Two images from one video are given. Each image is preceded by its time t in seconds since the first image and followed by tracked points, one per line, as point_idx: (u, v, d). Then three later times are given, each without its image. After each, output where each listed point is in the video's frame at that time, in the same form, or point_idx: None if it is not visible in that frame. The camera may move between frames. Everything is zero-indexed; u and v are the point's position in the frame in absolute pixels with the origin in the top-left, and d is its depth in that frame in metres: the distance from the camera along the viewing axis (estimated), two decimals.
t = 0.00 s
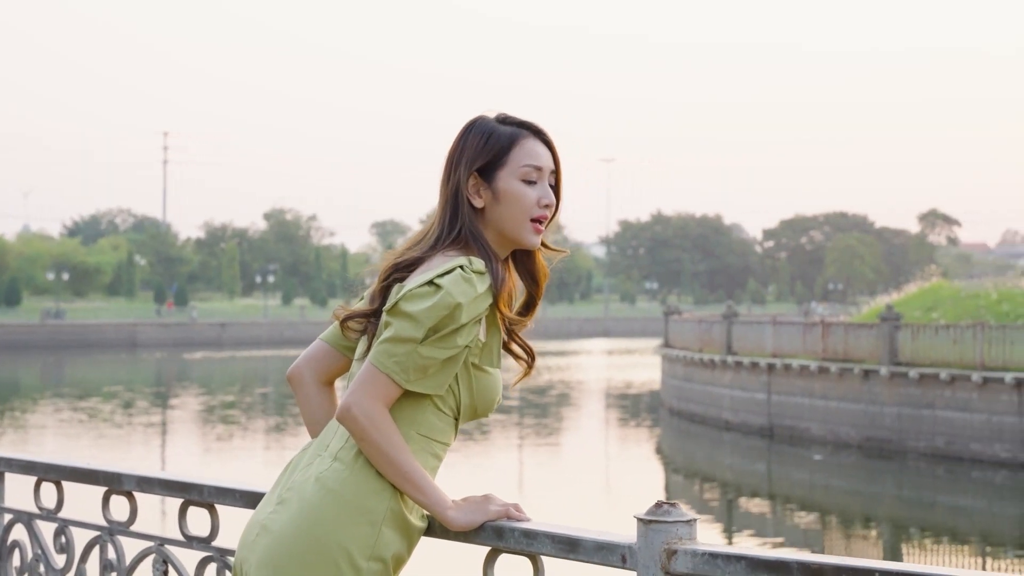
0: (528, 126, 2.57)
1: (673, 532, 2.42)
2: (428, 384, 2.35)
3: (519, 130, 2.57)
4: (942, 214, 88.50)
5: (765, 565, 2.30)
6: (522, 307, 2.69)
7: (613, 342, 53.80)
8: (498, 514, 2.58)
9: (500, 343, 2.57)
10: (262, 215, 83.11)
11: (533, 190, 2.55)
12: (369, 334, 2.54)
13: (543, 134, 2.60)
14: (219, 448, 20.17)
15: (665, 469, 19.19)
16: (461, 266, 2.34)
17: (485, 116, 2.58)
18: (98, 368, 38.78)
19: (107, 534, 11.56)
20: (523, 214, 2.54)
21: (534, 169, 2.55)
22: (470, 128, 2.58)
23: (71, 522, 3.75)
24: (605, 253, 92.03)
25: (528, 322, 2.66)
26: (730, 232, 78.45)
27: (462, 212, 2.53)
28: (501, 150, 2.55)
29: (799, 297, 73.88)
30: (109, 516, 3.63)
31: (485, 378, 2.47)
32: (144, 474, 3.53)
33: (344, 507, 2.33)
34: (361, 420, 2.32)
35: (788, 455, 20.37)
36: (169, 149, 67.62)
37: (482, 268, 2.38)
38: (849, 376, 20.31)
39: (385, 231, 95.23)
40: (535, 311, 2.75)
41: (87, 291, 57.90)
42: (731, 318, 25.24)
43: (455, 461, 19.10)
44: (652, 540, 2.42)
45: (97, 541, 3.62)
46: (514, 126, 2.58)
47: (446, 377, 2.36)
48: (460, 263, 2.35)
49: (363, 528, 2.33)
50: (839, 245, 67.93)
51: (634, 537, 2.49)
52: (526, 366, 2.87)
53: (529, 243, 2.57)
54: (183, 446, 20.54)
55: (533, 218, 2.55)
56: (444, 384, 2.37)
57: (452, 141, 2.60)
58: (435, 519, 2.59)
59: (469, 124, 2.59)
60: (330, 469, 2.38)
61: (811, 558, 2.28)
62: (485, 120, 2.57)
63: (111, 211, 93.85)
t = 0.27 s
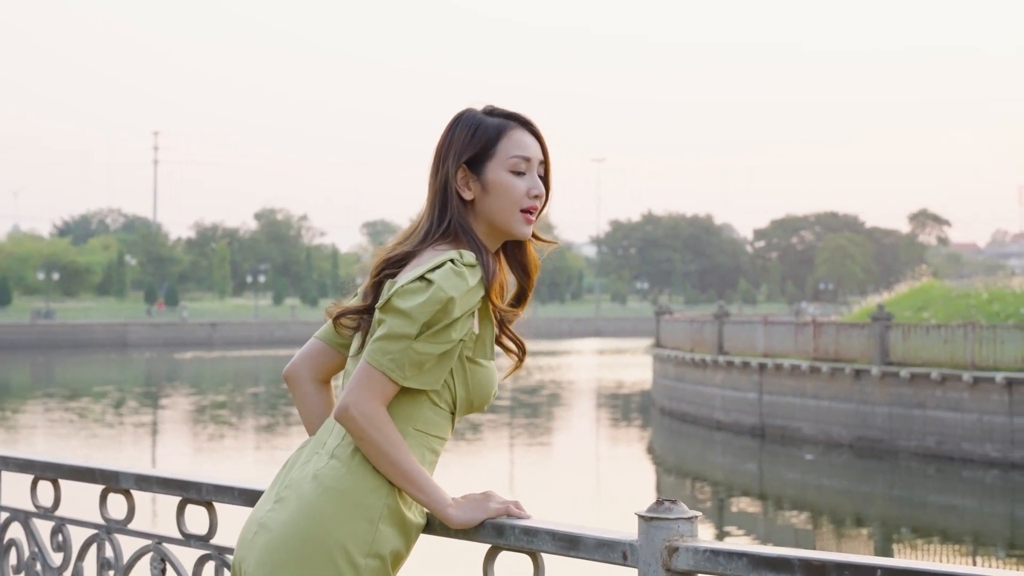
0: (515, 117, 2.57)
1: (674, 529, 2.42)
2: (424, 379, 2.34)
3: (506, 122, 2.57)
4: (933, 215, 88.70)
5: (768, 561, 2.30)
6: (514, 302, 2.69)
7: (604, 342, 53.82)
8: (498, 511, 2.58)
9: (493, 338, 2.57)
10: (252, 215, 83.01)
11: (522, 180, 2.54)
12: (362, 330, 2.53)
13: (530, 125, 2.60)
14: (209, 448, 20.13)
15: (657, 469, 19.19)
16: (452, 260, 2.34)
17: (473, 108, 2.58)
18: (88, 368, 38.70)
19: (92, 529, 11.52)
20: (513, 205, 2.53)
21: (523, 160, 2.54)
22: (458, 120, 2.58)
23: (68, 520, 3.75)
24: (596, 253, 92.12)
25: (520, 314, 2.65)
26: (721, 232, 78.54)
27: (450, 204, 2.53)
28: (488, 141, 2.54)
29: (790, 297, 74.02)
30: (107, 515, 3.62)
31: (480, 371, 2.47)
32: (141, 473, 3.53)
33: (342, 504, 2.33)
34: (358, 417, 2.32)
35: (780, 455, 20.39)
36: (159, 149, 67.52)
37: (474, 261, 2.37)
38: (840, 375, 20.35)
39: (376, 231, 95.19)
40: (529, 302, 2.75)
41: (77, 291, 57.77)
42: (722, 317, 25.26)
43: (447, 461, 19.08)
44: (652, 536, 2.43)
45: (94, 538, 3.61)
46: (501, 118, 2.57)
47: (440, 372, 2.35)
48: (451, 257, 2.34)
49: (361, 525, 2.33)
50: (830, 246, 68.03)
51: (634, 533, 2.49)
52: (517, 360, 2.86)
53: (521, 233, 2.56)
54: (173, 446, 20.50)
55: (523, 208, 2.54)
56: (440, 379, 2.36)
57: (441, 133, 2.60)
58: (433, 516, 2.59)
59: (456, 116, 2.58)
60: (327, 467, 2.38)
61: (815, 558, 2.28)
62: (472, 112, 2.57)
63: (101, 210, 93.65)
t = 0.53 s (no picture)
0: (502, 109, 2.56)
1: (675, 526, 2.42)
2: (421, 374, 2.34)
3: (494, 113, 2.56)
4: (923, 214, 88.98)
5: (770, 559, 2.30)
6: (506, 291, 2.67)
7: (594, 341, 53.81)
8: (498, 509, 2.57)
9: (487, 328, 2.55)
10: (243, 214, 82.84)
11: (510, 172, 2.53)
12: (355, 326, 2.52)
13: (518, 115, 2.58)
14: (199, 448, 20.06)
15: (648, 468, 19.18)
16: (442, 253, 2.33)
17: (461, 100, 2.57)
18: (78, 368, 38.56)
19: (82, 527, 11.46)
20: (502, 195, 2.52)
21: (511, 151, 2.53)
22: (445, 113, 2.57)
23: (65, 518, 3.74)
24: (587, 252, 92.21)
25: (512, 305, 2.64)
26: (711, 231, 78.61)
27: (439, 197, 2.52)
28: (476, 133, 2.53)
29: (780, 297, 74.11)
30: (104, 513, 3.62)
31: (475, 363, 2.46)
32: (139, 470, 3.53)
33: (339, 501, 2.32)
34: (359, 417, 2.30)
35: (771, 454, 20.39)
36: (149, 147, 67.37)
37: (464, 254, 2.36)
38: (831, 374, 20.38)
39: (367, 230, 95.10)
40: (516, 296, 2.74)
41: (67, 290, 57.58)
42: (713, 317, 25.29)
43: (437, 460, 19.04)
44: (654, 534, 2.41)
45: (92, 537, 3.60)
46: (489, 110, 2.56)
47: (436, 367, 2.35)
48: (441, 250, 2.34)
49: (359, 520, 2.32)
50: (820, 245, 68.13)
51: (636, 531, 2.48)
52: (505, 351, 2.85)
53: (511, 224, 2.55)
54: (163, 445, 20.42)
55: (512, 200, 2.53)
56: (436, 374, 2.36)
57: (428, 126, 2.59)
58: (434, 515, 2.59)
59: (443, 110, 2.57)
60: (323, 465, 2.36)
61: (814, 555, 2.28)
62: (460, 104, 2.55)
63: (91, 209, 93.35)
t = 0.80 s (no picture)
0: (491, 101, 2.56)
1: (680, 524, 2.41)
2: (418, 369, 2.33)
3: (482, 105, 2.55)
4: (914, 214, 89.09)
5: (774, 556, 2.30)
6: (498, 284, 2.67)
7: (586, 340, 53.81)
8: (501, 507, 2.57)
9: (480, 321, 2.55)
10: (235, 213, 82.68)
11: (500, 164, 2.52)
12: (349, 323, 2.52)
13: (506, 108, 2.58)
14: (191, 447, 19.97)
15: (640, 468, 19.16)
16: (434, 246, 2.32)
17: (449, 94, 2.57)
18: (69, 367, 38.40)
19: (72, 526, 11.44)
20: (492, 187, 2.51)
21: (500, 143, 2.53)
22: (434, 105, 2.56)
23: (63, 517, 3.72)
24: (579, 251, 92.18)
25: (504, 296, 2.64)
26: (702, 231, 78.71)
27: (428, 188, 2.51)
28: (464, 126, 2.53)
29: (771, 296, 74.21)
30: (103, 512, 3.60)
31: (470, 356, 2.46)
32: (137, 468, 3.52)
33: (340, 499, 2.31)
34: (358, 414, 2.29)
35: (764, 453, 20.40)
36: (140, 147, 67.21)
37: (455, 246, 2.36)
38: (823, 373, 20.41)
39: (358, 230, 94.98)
40: (508, 287, 2.73)
41: (58, 290, 57.37)
42: (706, 316, 25.32)
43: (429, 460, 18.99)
44: (658, 532, 2.41)
45: (91, 536, 3.59)
46: (476, 102, 2.56)
47: (434, 362, 2.35)
48: (432, 244, 2.33)
49: (359, 517, 2.32)
50: (811, 244, 68.23)
51: (640, 529, 2.48)
52: (498, 343, 2.85)
53: (502, 216, 2.54)
54: (155, 445, 20.33)
55: (501, 191, 2.52)
56: (432, 369, 2.35)
57: (417, 119, 2.58)
58: (435, 512, 2.59)
59: (432, 103, 2.57)
60: (322, 463, 2.36)
61: (822, 552, 2.28)
62: (449, 97, 2.55)
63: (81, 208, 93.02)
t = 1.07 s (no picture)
0: (479, 94, 2.54)
1: (685, 523, 2.39)
2: (416, 365, 2.31)
3: (471, 98, 2.53)
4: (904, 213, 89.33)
5: (779, 557, 2.29)
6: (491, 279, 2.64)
7: (577, 340, 53.88)
8: (502, 506, 2.55)
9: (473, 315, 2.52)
10: (225, 213, 82.57)
11: (491, 156, 2.50)
12: (344, 321, 2.49)
13: (495, 101, 2.56)
14: (182, 448, 19.89)
15: (632, 467, 19.14)
16: (425, 243, 2.31)
17: (438, 86, 2.55)
18: (59, 367, 38.29)
19: (62, 526, 11.37)
20: (482, 179, 2.49)
21: (490, 135, 2.51)
22: (422, 99, 2.54)
23: (61, 517, 3.69)
24: (570, 251, 92.26)
25: (497, 288, 2.62)
26: (693, 230, 78.84)
27: (420, 182, 2.49)
28: (453, 120, 2.50)
29: (762, 296, 74.39)
30: (101, 512, 3.57)
31: (466, 351, 2.43)
32: (138, 467, 3.52)
33: (343, 496, 2.29)
34: (357, 412, 2.27)
35: (755, 452, 20.38)
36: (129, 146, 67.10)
37: (448, 242, 2.34)
38: (815, 373, 20.44)
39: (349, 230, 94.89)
40: (499, 281, 2.72)
41: (48, 290, 57.22)
42: (697, 316, 25.35)
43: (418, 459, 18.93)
44: (661, 532, 2.40)
45: (89, 536, 3.56)
46: (465, 96, 2.54)
47: (431, 357, 2.33)
48: (425, 239, 2.31)
49: (359, 517, 2.30)
50: (802, 244, 68.39)
51: (643, 529, 2.47)
52: (491, 337, 2.83)
53: (493, 208, 2.52)
54: (146, 445, 20.25)
55: (492, 183, 2.50)
56: (430, 365, 2.33)
57: (407, 113, 2.56)
58: (437, 511, 2.57)
59: (421, 97, 2.55)
60: (321, 463, 2.34)
61: (825, 550, 2.27)
62: (438, 91, 2.53)
63: (71, 208, 92.76)
